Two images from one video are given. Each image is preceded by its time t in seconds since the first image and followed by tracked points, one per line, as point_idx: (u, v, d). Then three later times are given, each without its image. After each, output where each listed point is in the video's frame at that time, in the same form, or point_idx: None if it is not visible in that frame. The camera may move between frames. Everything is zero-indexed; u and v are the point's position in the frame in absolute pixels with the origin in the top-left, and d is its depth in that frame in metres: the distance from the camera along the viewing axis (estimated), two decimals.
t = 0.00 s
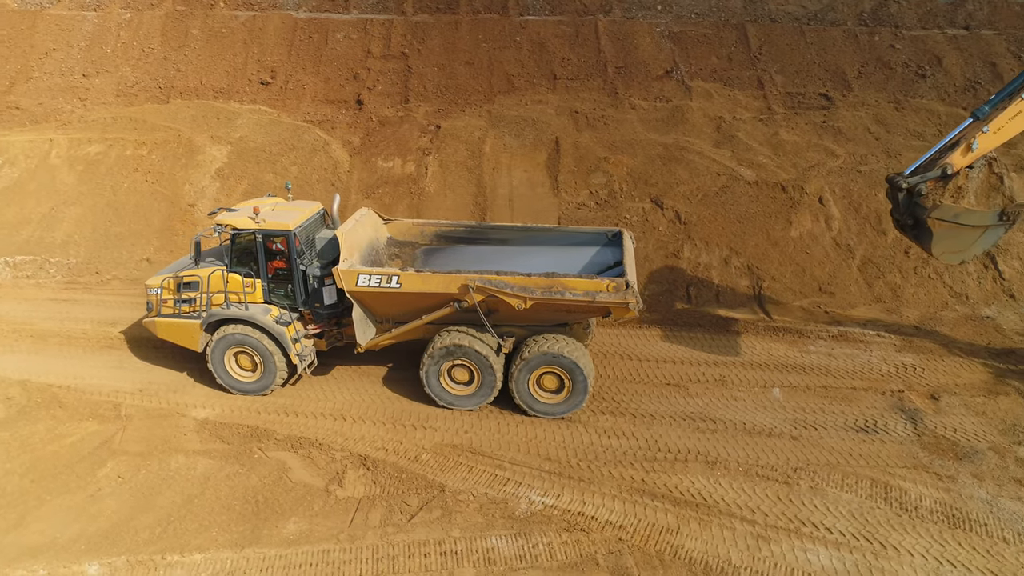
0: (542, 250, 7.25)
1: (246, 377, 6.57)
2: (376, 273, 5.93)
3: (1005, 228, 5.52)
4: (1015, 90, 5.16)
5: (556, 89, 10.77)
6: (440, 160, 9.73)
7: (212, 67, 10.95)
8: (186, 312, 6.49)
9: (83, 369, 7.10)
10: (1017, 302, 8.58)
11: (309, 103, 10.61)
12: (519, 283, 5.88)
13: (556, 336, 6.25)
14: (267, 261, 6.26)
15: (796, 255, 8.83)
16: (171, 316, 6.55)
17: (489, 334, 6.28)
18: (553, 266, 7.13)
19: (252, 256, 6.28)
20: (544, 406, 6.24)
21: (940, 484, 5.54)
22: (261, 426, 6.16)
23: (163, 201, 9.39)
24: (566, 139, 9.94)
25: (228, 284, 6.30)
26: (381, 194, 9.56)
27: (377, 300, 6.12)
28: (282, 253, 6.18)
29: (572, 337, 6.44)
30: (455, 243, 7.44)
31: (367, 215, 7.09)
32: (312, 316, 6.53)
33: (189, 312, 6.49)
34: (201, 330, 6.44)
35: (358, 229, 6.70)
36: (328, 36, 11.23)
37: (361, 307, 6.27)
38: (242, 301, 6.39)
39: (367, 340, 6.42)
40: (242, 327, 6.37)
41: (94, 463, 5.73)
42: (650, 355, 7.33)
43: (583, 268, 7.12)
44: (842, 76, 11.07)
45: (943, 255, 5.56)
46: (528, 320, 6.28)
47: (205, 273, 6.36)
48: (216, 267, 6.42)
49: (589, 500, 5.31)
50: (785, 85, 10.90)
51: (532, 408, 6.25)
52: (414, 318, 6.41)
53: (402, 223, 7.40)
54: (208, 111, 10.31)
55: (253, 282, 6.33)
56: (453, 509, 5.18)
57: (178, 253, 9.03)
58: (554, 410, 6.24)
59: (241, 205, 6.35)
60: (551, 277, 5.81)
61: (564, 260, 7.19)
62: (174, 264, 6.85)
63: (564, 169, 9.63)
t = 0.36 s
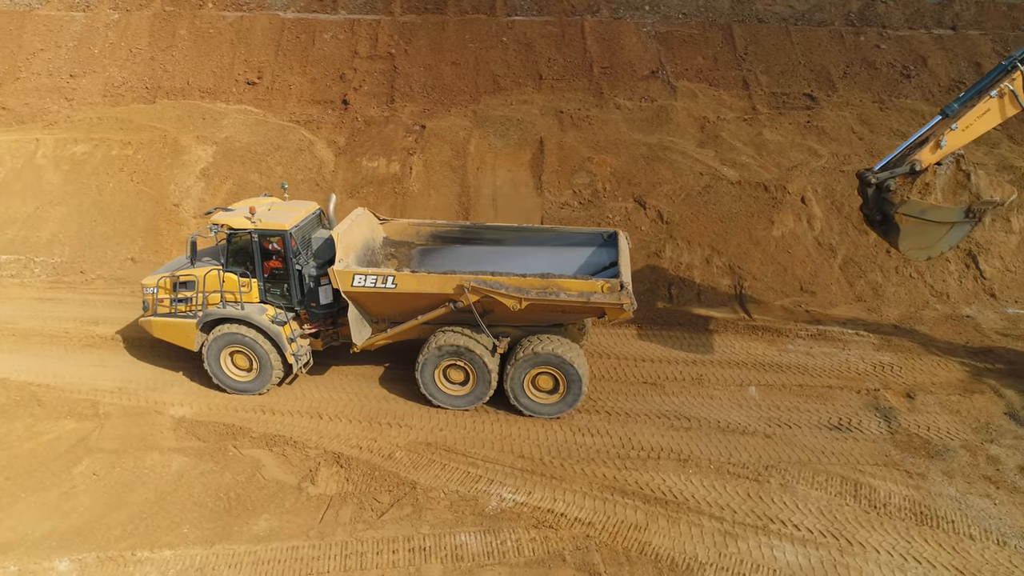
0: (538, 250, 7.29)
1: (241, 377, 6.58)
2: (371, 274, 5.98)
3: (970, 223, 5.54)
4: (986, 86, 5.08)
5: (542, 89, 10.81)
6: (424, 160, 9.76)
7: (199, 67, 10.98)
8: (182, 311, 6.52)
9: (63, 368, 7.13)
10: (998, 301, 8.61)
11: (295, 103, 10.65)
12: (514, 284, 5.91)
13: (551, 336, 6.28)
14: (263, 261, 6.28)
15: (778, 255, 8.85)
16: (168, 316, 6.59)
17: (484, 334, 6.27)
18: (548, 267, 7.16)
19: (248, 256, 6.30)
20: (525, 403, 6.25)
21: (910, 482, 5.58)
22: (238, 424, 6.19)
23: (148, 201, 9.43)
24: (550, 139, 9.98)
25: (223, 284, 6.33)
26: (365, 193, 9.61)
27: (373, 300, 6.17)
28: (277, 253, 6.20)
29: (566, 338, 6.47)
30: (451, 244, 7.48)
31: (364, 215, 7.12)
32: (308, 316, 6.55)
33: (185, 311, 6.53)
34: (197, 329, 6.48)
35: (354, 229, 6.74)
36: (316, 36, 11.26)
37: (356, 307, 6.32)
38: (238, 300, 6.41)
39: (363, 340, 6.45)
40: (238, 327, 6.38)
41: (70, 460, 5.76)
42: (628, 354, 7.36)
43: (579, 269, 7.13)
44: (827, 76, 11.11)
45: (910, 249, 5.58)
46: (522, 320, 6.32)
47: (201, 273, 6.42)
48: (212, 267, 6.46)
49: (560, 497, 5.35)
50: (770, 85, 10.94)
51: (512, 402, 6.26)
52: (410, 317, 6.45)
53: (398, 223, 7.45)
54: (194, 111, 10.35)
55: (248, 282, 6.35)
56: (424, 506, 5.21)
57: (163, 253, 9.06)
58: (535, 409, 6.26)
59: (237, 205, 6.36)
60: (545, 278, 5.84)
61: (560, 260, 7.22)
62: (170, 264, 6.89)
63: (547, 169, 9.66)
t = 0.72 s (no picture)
0: (533, 251, 7.36)
1: (235, 376, 6.57)
2: (365, 274, 5.99)
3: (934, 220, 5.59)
4: (954, 85, 5.08)
5: (527, 89, 10.85)
6: (409, 160, 9.80)
7: (186, 67, 11.02)
8: (176, 310, 6.52)
9: (43, 366, 7.16)
10: (978, 300, 8.65)
11: (281, 103, 10.69)
12: (508, 284, 5.93)
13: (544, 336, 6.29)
14: (258, 260, 6.32)
15: (760, 254, 8.89)
16: (162, 314, 6.60)
17: (477, 334, 6.31)
18: (543, 267, 7.22)
19: (243, 255, 6.34)
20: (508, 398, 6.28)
21: (879, 479, 5.61)
22: (214, 421, 6.22)
23: (133, 201, 9.46)
24: (535, 139, 10.01)
25: (218, 283, 6.35)
26: (349, 193, 9.65)
27: (366, 300, 6.18)
28: (273, 252, 6.25)
29: (560, 337, 6.49)
30: (446, 244, 7.52)
31: (358, 214, 7.13)
32: (302, 315, 6.57)
33: (179, 310, 6.53)
34: (191, 328, 6.48)
35: (348, 229, 6.77)
36: (303, 37, 11.30)
37: (350, 307, 6.33)
38: (232, 299, 6.42)
39: (356, 340, 6.46)
40: (232, 326, 6.38)
41: (46, 458, 5.79)
42: (606, 353, 7.39)
43: (573, 268, 7.19)
44: (812, 76, 11.15)
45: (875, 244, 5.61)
46: (515, 321, 6.33)
47: (196, 272, 6.42)
48: (207, 266, 6.47)
49: (530, 494, 5.38)
50: (755, 85, 10.98)
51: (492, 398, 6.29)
52: (402, 317, 6.46)
53: (392, 223, 7.47)
54: (180, 111, 10.39)
55: (243, 281, 6.39)
56: (394, 503, 5.25)
57: (147, 252, 9.10)
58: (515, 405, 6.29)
59: (231, 205, 6.40)
60: (539, 278, 5.86)
61: (554, 260, 7.27)
62: (164, 263, 6.89)
63: (531, 168, 9.69)
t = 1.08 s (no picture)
0: (527, 252, 7.39)
1: (228, 374, 6.60)
2: (357, 273, 6.03)
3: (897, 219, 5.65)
4: (920, 85, 5.12)
5: (513, 89, 10.88)
6: (393, 160, 9.83)
7: (173, 67, 11.05)
8: (170, 309, 6.55)
9: (24, 365, 7.18)
10: (959, 300, 8.68)
11: (268, 103, 10.73)
12: (499, 284, 5.97)
13: (537, 336, 6.31)
14: (251, 260, 6.31)
15: (742, 253, 8.92)
16: (156, 313, 6.63)
17: (471, 334, 6.35)
18: (535, 267, 7.25)
19: (236, 255, 6.35)
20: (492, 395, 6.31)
21: (850, 476, 5.64)
22: (192, 420, 6.25)
23: (119, 200, 9.49)
24: (519, 139, 10.04)
25: (211, 282, 6.36)
26: (334, 193, 9.70)
27: (359, 299, 6.21)
28: (266, 252, 6.25)
29: (553, 337, 6.51)
30: (439, 243, 7.55)
31: (353, 214, 7.18)
32: (295, 315, 6.56)
33: (173, 308, 6.55)
34: (185, 326, 6.51)
35: (342, 229, 6.82)
36: (290, 37, 11.34)
37: (343, 307, 6.36)
38: (226, 298, 6.42)
39: (349, 339, 6.50)
40: (226, 325, 6.41)
41: (23, 455, 5.82)
42: (585, 351, 7.42)
43: (565, 268, 7.23)
44: (797, 76, 11.18)
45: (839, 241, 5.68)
46: (508, 320, 6.36)
47: (189, 271, 6.45)
48: (200, 265, 6.49)
49: (502, 492, 5.41)
50: (740, 85, 11.02)
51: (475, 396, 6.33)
52: (395, 317, 6.49)
53: (385, 223, 7.52)
54: (167, 111, 10.43)
55: (236, 281, 6.40)
56: (366, 500, 5.28)
57: (132, 252, 9.13)
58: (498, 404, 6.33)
59: (225, 205, 6.43)
60: (530, 278, 5.90)
61: (547, 260, 7.31)
62: (158, 262, 6.90)
63: (515, 168, 9.73)
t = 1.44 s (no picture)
0: (520, 252, 7.40)
1: (221, 373, 6.60)
2: (350, 273, 6.06)
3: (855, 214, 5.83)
4: (888, 85, 5.16)
5: (499, 89, 10.92)
6: (379, 160, 9.87)
7: (161, 68, 11.09)
8: (163, 308, 6.55)
9: (4, 364, 7.22)
10: (941, 299, 8.71)
11: (255, 103, 10.77)
12: (491, 284, 5.99)
13: (529, 335, 6.32)
14: (244, 259, 6.35)
15: (724, 253, 8.96)
16: (149, 313, 6.61)
17: (462, 334, 6.39)
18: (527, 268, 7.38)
19: (229, 254, 6.38)
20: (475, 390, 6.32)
21: (822, 474, 5.67)
22: (170, 418, 6.28)
23: (105, 200, 9.52)
24: (505, 139, 10.08)
25: (205, 281, 6.39)
26: (319, 192, 9.76)
27: (351, 299, 6.24)
28: (259, 251, 6.29)
29: (544, 337, 6.50)
30: (432, 243, 7.55)
31: (346, 212, 7.17)
32: (287, 314, 6.59)
33: (166, 308, 6.55)
34: (178, 326, 6.50)
35: (335, 228, 6.84)
36: (278, 37, 11.37)
37: (336, 307, 6.38)
38: (219, 298, 6.46)
39: (343, 339, 6.51)
40: (218, 324, 6.41)
41: None
42: (565, 350, 7.46)
43: (557, 269, 7.34)
44: (783, 76, 11.22)
45: (804, 237, 5.74)
46: (499, 320, 6.38)
47: (182, 270, 6.44)
48: (193, 265, 6.51)
49: (474, 489, 5.44)
50: (726, 85, 11.06)
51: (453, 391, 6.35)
52: (388, 317, 6.51)
53: (378, 223, 7.51)
54: (154, 111, 10.47)
55: (229, 280, 6.43)
56: (338, 497, 5.31)
57: (118, 252, 9.17)
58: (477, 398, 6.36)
59: (218, 204, 6.46)
60: (522, 279, 5.91)
61: (539, 260, 7.42)
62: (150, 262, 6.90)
63: (500, 168, 9.76)
